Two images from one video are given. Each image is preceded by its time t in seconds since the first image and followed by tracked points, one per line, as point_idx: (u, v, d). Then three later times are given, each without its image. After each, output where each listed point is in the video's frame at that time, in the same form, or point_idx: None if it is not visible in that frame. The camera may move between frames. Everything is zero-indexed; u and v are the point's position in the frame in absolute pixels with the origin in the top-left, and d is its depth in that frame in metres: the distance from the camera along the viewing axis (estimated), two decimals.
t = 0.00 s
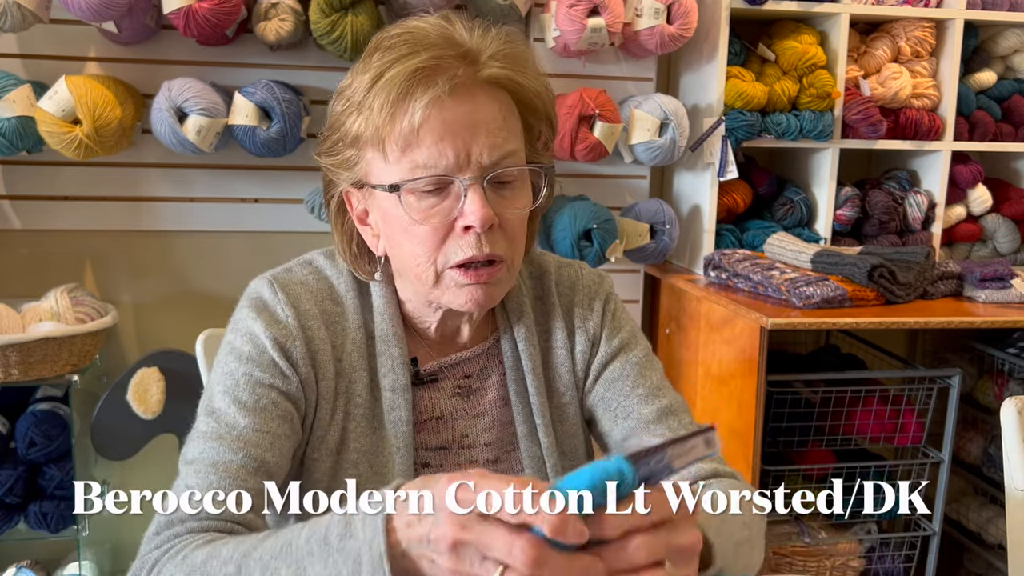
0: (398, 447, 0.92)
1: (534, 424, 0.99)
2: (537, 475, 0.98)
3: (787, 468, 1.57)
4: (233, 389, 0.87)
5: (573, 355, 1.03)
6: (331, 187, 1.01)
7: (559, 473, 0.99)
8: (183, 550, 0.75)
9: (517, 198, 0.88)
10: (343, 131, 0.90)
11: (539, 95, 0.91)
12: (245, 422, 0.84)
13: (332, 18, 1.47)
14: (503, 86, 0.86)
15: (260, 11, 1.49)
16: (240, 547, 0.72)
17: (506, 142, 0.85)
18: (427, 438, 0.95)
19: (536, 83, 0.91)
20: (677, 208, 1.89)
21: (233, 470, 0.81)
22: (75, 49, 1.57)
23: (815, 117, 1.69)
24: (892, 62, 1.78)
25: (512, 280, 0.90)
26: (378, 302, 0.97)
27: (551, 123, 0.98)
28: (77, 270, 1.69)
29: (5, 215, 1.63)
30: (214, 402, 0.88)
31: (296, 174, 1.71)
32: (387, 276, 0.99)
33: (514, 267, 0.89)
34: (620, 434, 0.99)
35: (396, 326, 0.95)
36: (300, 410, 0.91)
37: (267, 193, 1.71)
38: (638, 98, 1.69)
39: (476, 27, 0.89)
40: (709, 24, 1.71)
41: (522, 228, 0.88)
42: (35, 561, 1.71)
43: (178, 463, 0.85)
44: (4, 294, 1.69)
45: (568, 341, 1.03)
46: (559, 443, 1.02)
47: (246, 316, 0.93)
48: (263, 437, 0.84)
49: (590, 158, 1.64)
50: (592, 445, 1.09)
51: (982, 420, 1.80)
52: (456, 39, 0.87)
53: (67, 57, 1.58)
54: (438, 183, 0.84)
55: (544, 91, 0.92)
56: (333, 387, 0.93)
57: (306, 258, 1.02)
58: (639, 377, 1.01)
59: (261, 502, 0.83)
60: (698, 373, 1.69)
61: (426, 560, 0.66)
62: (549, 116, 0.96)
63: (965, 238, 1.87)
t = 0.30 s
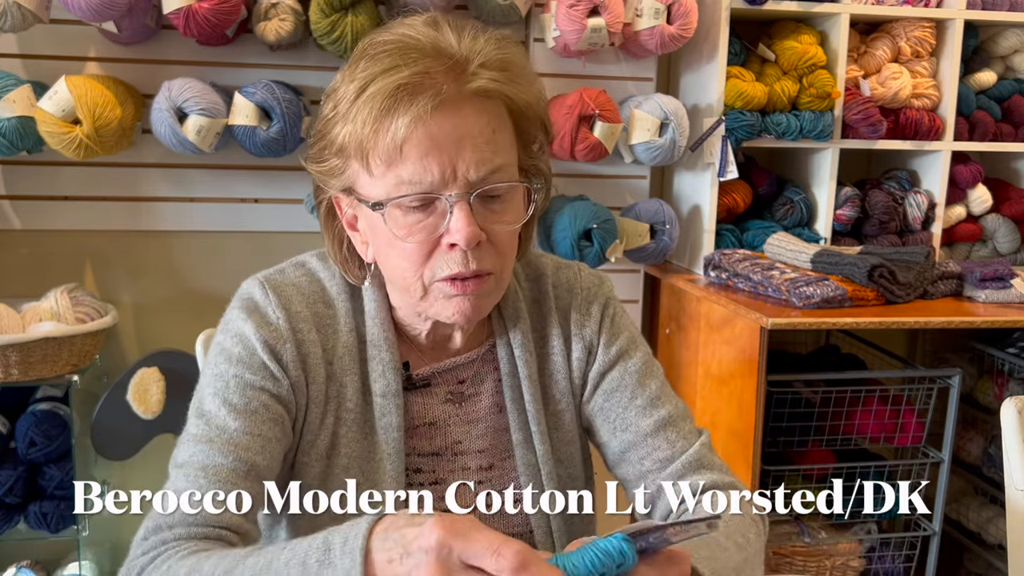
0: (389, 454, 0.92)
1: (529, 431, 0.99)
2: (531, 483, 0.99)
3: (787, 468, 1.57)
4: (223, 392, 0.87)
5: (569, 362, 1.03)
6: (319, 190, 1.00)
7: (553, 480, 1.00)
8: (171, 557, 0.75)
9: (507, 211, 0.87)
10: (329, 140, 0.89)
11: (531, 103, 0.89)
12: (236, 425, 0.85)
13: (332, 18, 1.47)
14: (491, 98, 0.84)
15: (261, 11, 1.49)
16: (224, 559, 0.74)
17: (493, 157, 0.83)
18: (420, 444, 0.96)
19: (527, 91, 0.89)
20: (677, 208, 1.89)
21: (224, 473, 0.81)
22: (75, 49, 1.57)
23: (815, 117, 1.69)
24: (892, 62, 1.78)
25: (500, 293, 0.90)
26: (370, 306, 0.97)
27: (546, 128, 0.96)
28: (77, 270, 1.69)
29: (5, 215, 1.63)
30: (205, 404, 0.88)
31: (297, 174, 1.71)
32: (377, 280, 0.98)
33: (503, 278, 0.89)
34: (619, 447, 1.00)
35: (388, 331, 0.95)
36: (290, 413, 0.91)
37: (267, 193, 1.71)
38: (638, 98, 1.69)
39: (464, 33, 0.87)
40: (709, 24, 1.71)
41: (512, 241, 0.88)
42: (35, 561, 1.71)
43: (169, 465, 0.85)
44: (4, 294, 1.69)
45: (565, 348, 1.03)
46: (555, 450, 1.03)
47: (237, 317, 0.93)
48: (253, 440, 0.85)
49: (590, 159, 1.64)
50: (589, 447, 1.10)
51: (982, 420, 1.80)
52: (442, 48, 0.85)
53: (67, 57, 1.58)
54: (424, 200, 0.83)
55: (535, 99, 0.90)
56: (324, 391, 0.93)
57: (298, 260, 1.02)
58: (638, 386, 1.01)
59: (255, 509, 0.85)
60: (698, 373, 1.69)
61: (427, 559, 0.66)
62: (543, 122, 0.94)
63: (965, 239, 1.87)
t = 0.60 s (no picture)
0: (386, 455, 0.92)
1: (527, 433, 0.99)
2: (530, 485, 0.98)
3: (787, 469, 1.57)
4: (220, 392, 0.87)
5: (568, 363, 1.03)
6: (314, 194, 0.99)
7: (553, 482, 0.99)
8: (168, 558, 0.75)
9: (501, 217, 0.87)
10: (321, 144, 0.89)
11: (525, 106, 0.89)
12: (233, 425, 0.85)
13: (332, 18, 1.47)
14: (483, 103, 0.84)
15: (261, 11, 1.49)
16: (219, 560, 0.74)
17: (485, 162, 0.83)
18: (417, 446, 0.96)
19: (521, 94, 0.88)
20: (677, 208, 1.89)
21: (221, 474, 0.81)
22: (75, 49, 1.57)
23: (815, 117, 1.69)
24: (892, 62, 1.78)
25: (495, 298, 0.90)
26: (366, 308, 0.97)
27: (541, 129, 0.95)
28: (77, 270, 1.69)
29: (5, 215, 1.63)
30: (203, 405, 0.88)
31: (297, 174, 1.71)
32: (373, 283, 0.98)
33: (498, 284, 0.89)
34: (619, 449, 1.00)
35: (384, 333, 0.95)
36: (288, 414, 0.91)
37: (267, 193, 1.71)
38: (638, 98, 1.69)
39: (457, 37, 0.87)
40: (709, 24, 1.71)
41: (506, 247, 0.88)
42: (35, 561, 1.71)
43: (166, 466, 0.85)
44: (4, 294, 1.69)
45: (563, 350, 1.02)
46: (553, 451, 1.03)
47: (234, 318, 0.93)
48: (251, 441, 0.85)
49: (590, 158, 1.64)
50: (589, 448, 1.10)
51: (982, 420, 1.79)
52: (434, 53, 0.84)
53: (67, 57, 1.58)
54: (416, 207, 0.83)
55: (529, 102, 0.90)
56: (321, 393, 0.93)
57: (296, 261, 1.02)
58: (638, 388, 1.01)
59: (254, 510, 0.85)
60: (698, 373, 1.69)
61: (426, 558, 0.66)
62: (538, 124, 0.94)
63: (965, 239, 1.87)
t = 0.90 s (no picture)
0: (384, 455, 0.92)
1: (525, 434, 0.99)
2: (530, 485, 0.98)
3: (787, 469, 1.57)
4: (218, 392, 0.87)
5: (566, 363, 1.03)
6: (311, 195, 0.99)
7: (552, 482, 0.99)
8: (167, 557, 0.75)
9: (498, 218, 0.87)
10: (317, 145, 0.89)
11: (521, 107, 0.89)
12: (231, 425, 0.85)
13: (332, 18, 1.46)
14: (478, 103, 0.84)
15: (261, 11, 1.49)
16: (218, 559, 0.74)
17: (480, 163, 0.83)
18: (415, 446, 0.96)
19: (516, 95, 0.88)
20: (677, 208, 1.89)
21: (220, 472, 0.81)
22: (75, 49, 1.57)
23: (815, 117, 1.69)
24: (892, 62, 1.78)
25: (493, 299, 0.90)
26: (364, 308, 0.97)
27: (537, 130, 0.95)
28: (77, 270, 1.69)
29: (5, 215, 1.63)
30: (201, 405, 0.88)
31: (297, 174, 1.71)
32: (371, 284, 0.98)
33: (494, 286, 0.89)
34: (618, 450, 1.00)
35: (382, 333, 0.95)
36: (285, 414, 0.91)
37: (267, 193, 1.71)
38: (638, 98, 1.69)
39: (453, 37, 0.87)
40: (709, 24, 1.71)
41: (502, 249, 0.88)
42: (35, 561, 1.71)
43: (165, 466, 0.85)
44: (4, 294, 1.69)
45: (562, 350, 1.02)
46: (551, 452, 1.03)
47: (232, 317, 0.93)
48: (249, 440, 0.84)
49: (590, 158, 1.64)
50: (588, 448, 1.10)
51: (982, 420, 1.79)
52: (429, 54, 0.84)
53: (67, 57, 1.58)
54: (413, 208, 0.83)
55: (526, 102, 0.89)
56: (319, 393, 0.93)
57: (295, 261, 1.02)
58: (638, 388, 1.01)
59: (254, 509, 0.85)
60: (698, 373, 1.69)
61: (425, 557, 0.66)
62: (535, 125, 0.93)
63: (965, 239, 1.87)
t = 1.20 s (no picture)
0: (383, 455, 0.92)
1: (525, 434, 0.99)
2: (529, 485, 0.98)
3: (787, 469, 1.57)
4: (217, 392, 0.87)
5: (566, 363, 1.03)
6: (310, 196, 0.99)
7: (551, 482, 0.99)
8: (167, 556, 0.75)
9: (499, 218, 0.87)
10: (317, 147, 0.89)
11: (521, 107, 0.89)
12: (230, 424, 0.85)
13: (332, 18, 1.47)
14: (479, 104, 0.84)
15: (261, 11, 1.49)
16: (219, 558, 0.74)
17: (482, 163, 0.83)
18: (414, 446, 0.96)
19: (516, 95, 0.88)
20: (677, 208, 1.89)
21: (220, 472, 0.81)
22: (76, 49, 1.57)
23: (815, 117, 1.69)
24: (892, 62, 1.78)
25: (494, 300, 0.90)
26: (363, 308, 0.97)
27: (537, 130, 0.95)
28: (77, 270, 1.69)
29: (5, 215, 1.63)
30: (200, 404, 0.88)
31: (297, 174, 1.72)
32: (372, 285, 0.98)
33: (495, 286, 0.89)
34: (618, 450, 1.00)
35: (381, 333, 0.95)
36: (285, 413, 0.91)
37: (267, 193, 1.71)
38: (638, 98, 1.69)
39: (453, 38, 0.87)
40: (709, 24, 1.71)
41: (503, 249, 0.88)
42: (35, 561, 1.70)
43: (165, 465, 0.85)
44: (4, 294, 1.69)
45: (561, 350, 1.02)
46: (550, 452, 1.03)
47: (231, 317, 0.93)
48: (248, 439, 0.84)
49: (590, 158, 1.64)
50: (587, 447, 1.10)
51: (982, 420, 1.79)
52: (429, 55, 0.84)
53: (67, 57, 1.58)
54: (414, 209, 0.83)
55: (525, 102, 0.90)
56: (318, 393, 0.93)
57: (294, 261, 1.02)
58: (637, 388, 1.01)
59: (254, 509, 0.85)
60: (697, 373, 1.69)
61: (426, 554, 0.66)
62: (534, 125, 0.94)
63: (965, 239, 1.87)
